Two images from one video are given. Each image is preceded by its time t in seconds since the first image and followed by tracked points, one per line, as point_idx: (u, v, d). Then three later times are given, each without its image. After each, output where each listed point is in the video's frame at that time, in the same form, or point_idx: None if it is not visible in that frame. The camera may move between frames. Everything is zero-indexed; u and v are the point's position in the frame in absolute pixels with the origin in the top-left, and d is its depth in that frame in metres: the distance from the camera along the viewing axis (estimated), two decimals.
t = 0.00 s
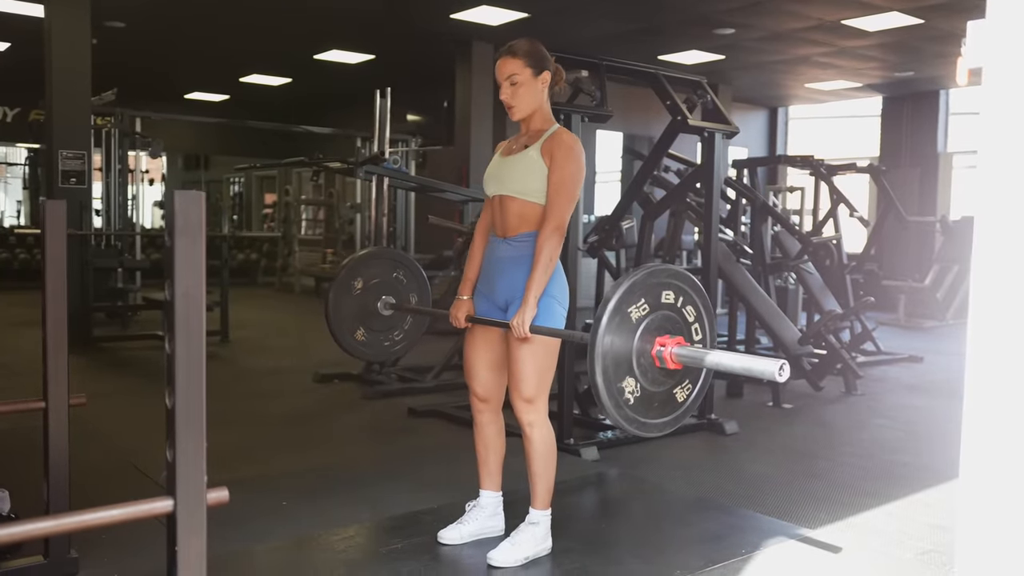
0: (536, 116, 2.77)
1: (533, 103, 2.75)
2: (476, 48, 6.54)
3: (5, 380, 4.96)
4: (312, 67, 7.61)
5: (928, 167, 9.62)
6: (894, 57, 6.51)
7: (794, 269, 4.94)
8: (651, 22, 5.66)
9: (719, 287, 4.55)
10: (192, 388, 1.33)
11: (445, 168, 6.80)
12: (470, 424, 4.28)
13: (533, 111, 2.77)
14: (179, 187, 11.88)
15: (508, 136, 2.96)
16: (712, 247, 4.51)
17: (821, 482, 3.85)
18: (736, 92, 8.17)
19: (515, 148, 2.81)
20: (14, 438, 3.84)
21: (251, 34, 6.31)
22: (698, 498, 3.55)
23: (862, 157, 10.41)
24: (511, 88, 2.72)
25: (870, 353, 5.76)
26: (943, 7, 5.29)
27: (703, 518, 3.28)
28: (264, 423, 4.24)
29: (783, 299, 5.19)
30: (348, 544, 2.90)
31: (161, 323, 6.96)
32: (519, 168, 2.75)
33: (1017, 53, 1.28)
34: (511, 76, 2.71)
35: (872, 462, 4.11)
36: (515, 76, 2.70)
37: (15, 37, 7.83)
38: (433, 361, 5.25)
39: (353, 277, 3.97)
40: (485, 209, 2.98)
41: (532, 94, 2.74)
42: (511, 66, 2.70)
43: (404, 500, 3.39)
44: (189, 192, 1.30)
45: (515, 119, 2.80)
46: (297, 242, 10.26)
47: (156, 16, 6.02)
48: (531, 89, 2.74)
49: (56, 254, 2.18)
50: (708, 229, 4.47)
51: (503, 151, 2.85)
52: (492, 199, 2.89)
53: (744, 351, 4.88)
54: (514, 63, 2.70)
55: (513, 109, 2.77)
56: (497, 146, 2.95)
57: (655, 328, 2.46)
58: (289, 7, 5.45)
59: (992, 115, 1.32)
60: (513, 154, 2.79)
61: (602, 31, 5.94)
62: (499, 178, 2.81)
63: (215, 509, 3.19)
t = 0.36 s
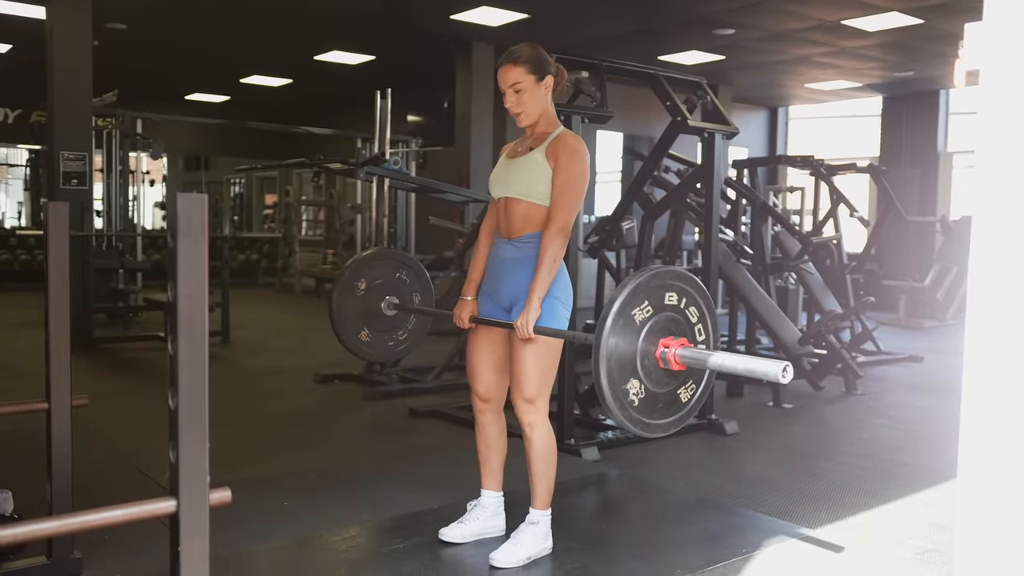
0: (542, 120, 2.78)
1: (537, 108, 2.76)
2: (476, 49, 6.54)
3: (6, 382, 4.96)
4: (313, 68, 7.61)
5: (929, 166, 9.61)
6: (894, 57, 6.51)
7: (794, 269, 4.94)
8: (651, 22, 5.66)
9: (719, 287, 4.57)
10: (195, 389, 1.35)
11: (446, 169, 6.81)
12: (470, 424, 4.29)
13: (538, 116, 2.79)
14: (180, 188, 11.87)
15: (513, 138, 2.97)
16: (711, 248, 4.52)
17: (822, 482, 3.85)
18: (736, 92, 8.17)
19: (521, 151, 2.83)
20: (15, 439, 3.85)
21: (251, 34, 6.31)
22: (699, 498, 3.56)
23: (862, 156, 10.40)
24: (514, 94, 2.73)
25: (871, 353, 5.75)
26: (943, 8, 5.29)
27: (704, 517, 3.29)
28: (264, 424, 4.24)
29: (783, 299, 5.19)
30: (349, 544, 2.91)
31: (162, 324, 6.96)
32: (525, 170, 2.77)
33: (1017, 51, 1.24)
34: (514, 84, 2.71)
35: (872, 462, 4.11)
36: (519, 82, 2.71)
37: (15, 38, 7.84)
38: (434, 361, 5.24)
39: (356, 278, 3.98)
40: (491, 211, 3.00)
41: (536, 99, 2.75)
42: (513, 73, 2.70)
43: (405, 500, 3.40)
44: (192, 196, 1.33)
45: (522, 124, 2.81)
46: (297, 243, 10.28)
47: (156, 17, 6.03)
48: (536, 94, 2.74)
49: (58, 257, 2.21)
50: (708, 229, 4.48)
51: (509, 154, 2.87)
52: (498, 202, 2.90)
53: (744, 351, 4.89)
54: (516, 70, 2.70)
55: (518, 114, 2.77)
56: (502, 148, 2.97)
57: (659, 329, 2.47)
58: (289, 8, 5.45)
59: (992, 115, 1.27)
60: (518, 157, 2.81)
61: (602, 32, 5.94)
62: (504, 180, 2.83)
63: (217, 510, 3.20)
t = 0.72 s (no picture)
0: (536, 128, 2.75)
1: (531, 116, 2.73)
2: (471, 57, 6.51)
3: None
4: (307, 76, 7.58)
5: (927, 175, 9.58)
6: (891, 65, 6.49)
7: (791, 279, 4.90)
8: (647, 31, 5.63)
9: (715, 297, 4.55)
10: (183, 403, 1.30)
11: (441, 177, 6.77)
12: (465, 436, 4.25)
13: (532, 125, 2.75)
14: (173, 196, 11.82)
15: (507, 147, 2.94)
16: (708, 257, 4.49)
17: (819, 494, 3.81)
18: (733, 100, 8.15)
19: (515, 160, 2.79)
20: (4, 451, 3.80)
21: (244, 43, 6.27)
22: (695, 511, 3.52)
23: (861, 165, 10.36)
24: (507, 102, 2.70)
25: (870, 364, 5.71)
26: (941, 16, 5.26)
27: (700, 530, 3.25)
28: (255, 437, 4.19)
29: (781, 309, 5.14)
30: (341, 558, 2.87)
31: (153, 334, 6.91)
32: (519, 180, 2.73)
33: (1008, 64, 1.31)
34: (508, 91, 2.68)
35: (871, 473, 4.08)
36: (513, 90, 2.67)
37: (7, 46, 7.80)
38: (429, 372, 5.19)
39: (350, 289, 3.94)
40: (485, 221, 2.97)
41: (531, 107, 2.72)
42: (507, 80, 2.67)
43: (399, 513, 3.36)
44: (182, 204, 1.26)
45: (515, 132, 2.77)
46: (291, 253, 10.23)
47: (148, 24, 5.99)
48: (529, 103, 2.71)
49: (47, 264, 2.13)
50: (704, 238, 4.45)
51: (503, 163, 2.83)
52: (492, 212, 2.87)
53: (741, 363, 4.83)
54: (511, 77, 2.67)
55: (512, 122, 2.74)
56: (496, 158, 2.94)
57: (655, 341, 2.43)
58: (282, 17, 5.41)
59: (984, 123, 1.35)
60: (512, 166, 2.78)
61: (598, 40, 5.91)
62: (499, 190, 2.79)
63: (207, 523, 3.16)
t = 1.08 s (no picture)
0: (532, 134, 2.61)
1: (530, 124, 2.60)
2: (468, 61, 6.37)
3: None
4: (299, 81, 7.43)
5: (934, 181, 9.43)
6: (899, 70, 6.35)
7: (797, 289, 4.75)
8: (649, 34, 5.49)
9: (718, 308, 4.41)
10: (167, 418, 1.27)
11: (437, 184, 6.62)
12: (461, 451, 4.11)
13: (529, 132, 2.61)
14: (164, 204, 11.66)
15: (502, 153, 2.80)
16: (710, 267, 4.37)
17: (826, 511, 3.67)
18: (736, 106, 8.00)
19: (510, 167, 2.65)
20: None
21: (234, 46, 6.13)
22: (699, 530, 3.37)
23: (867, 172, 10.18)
24: (505, 109, 2.56)
25: (878, 376, 5.55)
26: (950, 19, 5.13)
27: (703, 550, 3.10)
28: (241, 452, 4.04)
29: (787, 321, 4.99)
30: None
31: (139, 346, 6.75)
32: (515, 187, 2.60)
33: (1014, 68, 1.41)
34: (505, 95, 2.55)
35: (880, 490, 3.93)
36: (511, 96, 2.54)
37: None
38: (423, 385, 5.04)
39: (341, 302, 3.85)
40: (479, 229, 2.83)
41: (528, 113, 2.58)
42: (505, 83, 2.54)
43: (390, 532, 3.21)
44: (165, 217, 1.24)
45: (510, 137, 2.63)
46: (281, 261, 10.07)
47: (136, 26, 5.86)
48: (527, 108, 2.57)
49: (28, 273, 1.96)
50: (707, 247, 4.32)
51: (497, 170, 2.69)
52: (486, 219, 2.73)
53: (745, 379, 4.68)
54: (508, 80, 2.54)
55: (509, 128, 2.60)
56: (491, 163, 2.80)
57: (653, 354, 2.31)
58: (271, 20, 5.28)
59: (989, 129, 1.45)
60: (507, 173, 2.64)
61: (598, 45, 5.78)
62: (494, 197, 2.65)
63: (189, 543, 3.02)
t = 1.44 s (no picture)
0: (526, 144, 2.51)
1: (525, 134, 2.49)
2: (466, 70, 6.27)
3: None
4: (293, 90, 7.32)
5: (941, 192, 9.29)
6: (908, 78, 6.23)
7: (803, 303, 4.63)
8: (651, 42, 5.39)
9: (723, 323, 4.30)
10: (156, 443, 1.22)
11: (435, 196, 6.51)
12: (458, 470, 3.99)
13: (524, 144, 2.51)
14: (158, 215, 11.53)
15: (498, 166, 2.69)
16: (714, 280, 4.26)
17: (833, 532, 3.54)
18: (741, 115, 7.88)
19: (505, 179, 2.55)
20: None
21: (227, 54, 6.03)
22: (703, 552, 3.25)
23: (874, 184, 10.01)
24: (499, 119, 2.46)
25: (886, 394, 5.38)
26: (960, 26, 5.01)
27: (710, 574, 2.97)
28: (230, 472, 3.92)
29: (794, 335, 4.87)
30: None
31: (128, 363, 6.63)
32: (511, 200, 2.49)
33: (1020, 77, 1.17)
34: (499, 105, 2.45)
35: (889, 511, 3.80)
36: (505, 106, 2.44)
37: None
38: (420, 402, 4.91)
39: (333, 319, 3.78)
40: (474, 243, 2.72)
41: (524, 124, 2.48)
42: (499, 92, 2.44)
43: (384, 554, 3.09)
44: (153, 229, 1.19)
45: (505, 150, 2.53)
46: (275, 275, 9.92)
47: (128, 34, 5.76)
48: (522, 119, 2.47)
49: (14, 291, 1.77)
50: (711, 260, 4.22)
51: (492, 182, 2.58)
52: (481, 233, 2.62)
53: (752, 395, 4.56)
54: (502, 91, 2.44)
55: (504, 139, 2.50)
56: (486, 177, 2.69)
57: (655, 370, 2.22)
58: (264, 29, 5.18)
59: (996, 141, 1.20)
60: (503, 186, 2.53)
61: (599, 53, 5.68)
62: (489, 211, 2.54)
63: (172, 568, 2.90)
